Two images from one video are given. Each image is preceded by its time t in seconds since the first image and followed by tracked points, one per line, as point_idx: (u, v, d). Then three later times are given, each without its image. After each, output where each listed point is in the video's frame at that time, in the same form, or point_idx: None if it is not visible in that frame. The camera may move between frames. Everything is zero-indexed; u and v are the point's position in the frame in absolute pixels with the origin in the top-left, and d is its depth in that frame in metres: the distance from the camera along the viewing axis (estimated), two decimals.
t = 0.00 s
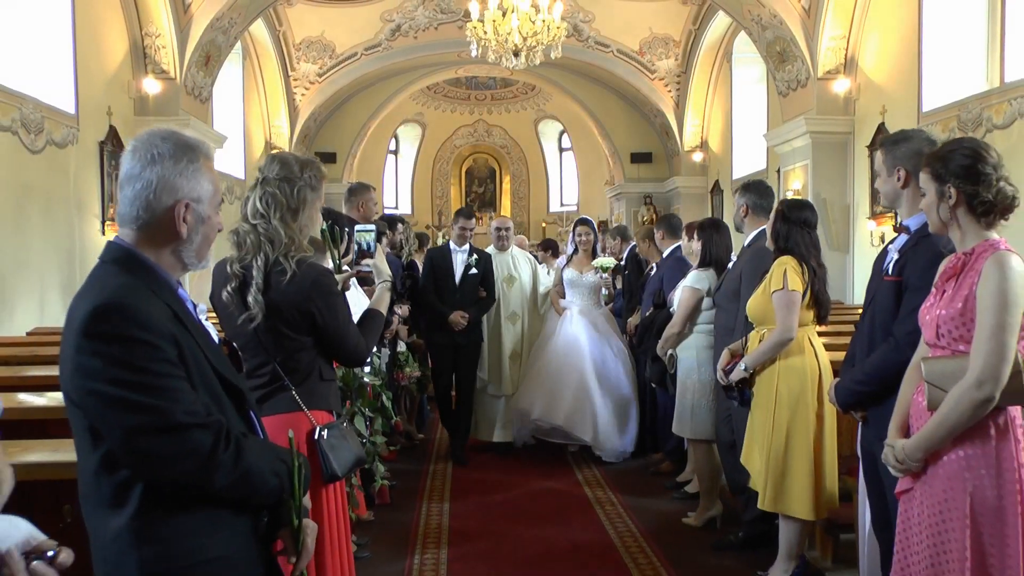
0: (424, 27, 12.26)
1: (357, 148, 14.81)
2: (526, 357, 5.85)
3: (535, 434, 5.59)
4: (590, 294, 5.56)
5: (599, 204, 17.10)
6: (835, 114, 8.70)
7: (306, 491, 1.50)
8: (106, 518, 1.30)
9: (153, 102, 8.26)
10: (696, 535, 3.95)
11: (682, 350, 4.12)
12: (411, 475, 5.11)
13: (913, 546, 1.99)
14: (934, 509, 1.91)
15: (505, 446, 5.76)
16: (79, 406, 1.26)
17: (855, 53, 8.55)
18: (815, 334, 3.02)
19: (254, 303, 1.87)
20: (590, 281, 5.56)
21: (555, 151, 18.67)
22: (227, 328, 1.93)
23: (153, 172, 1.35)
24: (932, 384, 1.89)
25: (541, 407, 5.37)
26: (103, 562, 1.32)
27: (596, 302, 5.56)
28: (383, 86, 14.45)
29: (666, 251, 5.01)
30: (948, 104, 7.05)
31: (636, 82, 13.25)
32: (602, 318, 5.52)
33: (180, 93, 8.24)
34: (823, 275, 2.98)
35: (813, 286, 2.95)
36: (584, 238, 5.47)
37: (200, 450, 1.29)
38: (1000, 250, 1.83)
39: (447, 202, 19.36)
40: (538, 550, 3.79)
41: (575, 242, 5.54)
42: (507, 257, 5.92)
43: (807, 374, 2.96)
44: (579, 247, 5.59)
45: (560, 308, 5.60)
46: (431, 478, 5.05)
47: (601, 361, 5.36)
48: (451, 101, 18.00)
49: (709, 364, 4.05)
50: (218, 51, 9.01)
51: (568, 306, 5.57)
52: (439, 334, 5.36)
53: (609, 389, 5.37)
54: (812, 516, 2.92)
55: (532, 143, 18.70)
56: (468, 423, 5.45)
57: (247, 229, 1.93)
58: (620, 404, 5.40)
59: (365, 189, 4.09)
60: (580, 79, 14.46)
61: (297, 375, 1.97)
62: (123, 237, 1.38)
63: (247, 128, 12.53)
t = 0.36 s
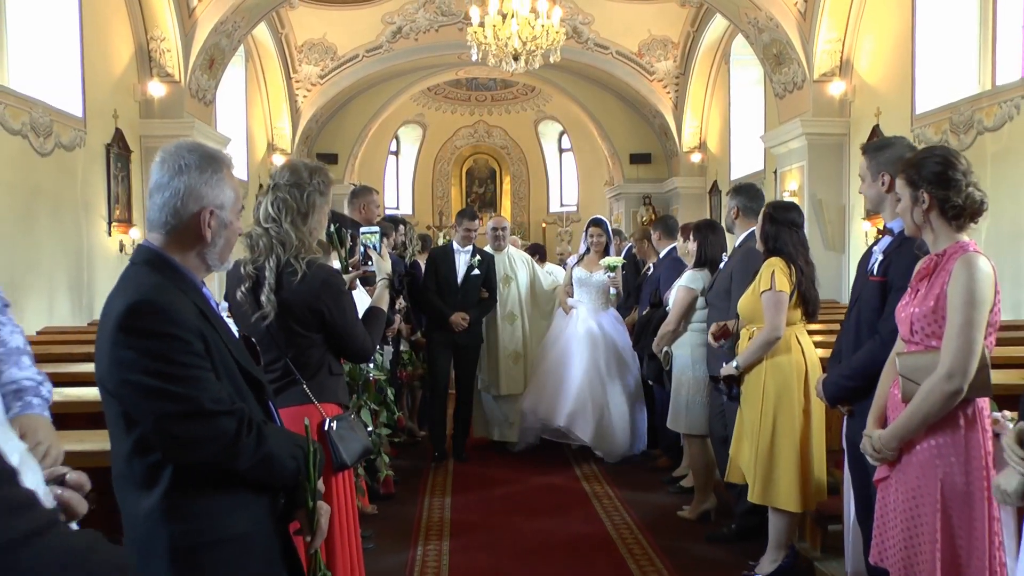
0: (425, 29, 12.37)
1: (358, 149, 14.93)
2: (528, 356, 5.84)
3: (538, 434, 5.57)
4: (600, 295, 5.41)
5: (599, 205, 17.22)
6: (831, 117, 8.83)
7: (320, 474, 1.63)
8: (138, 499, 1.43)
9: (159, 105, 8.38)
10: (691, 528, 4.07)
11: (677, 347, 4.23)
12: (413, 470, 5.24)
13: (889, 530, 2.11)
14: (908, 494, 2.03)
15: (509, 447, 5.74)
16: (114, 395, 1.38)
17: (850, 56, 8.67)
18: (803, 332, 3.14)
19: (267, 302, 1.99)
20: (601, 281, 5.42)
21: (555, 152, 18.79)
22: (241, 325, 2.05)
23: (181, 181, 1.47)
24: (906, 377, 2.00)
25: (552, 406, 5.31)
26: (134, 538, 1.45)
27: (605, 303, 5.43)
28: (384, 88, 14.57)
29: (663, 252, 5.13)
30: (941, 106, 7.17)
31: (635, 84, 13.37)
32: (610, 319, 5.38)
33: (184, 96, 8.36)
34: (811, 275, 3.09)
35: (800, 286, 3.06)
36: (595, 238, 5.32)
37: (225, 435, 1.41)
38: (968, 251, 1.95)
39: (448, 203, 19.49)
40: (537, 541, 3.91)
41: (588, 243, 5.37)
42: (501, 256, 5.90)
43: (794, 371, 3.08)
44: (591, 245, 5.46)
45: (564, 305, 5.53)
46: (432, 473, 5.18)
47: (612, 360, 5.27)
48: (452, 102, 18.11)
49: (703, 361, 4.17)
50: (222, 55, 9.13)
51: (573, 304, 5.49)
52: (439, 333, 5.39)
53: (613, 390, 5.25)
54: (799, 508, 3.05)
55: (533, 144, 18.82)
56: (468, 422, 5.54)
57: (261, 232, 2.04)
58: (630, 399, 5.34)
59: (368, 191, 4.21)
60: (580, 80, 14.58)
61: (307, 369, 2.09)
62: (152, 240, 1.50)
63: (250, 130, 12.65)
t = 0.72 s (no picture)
0: (426, 31, 12.47)
1: (359, 150, 15.04)
2: (526, 359, 5.87)
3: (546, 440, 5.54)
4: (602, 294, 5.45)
5: (598, 205, 17.32)
6: (827, 118, 8.93)
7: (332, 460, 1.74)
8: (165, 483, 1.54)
9: (163, 107, 8.49)
10: (686, 521, 4.17)
11: (673, 345, 4.34)
12: (415, 466, 5.35)
13: (869, 515, 2.21)
14: (887, 482, 2.14)
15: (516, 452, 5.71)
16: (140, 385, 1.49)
17: (847, 58, 8.78)
18: (794, 330, 3.24)
19: (277, 299, 2.10)
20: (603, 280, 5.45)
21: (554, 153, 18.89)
22: (252, 323, 2.14)
23: (201, 186, 1.58)
24: (886, 371, 2.11)
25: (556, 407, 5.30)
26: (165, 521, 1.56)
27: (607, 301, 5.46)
28: (385, 89, 14.66)
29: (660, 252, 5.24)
30: (934, 108, 7.28)
31: (634, 85, 13.47)
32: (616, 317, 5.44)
33: (188, 98, 8.47)
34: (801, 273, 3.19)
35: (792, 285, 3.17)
36: (598, 239, 5.35)
37: (245, 422, 1.52)
38: (944, 251, 2.05)
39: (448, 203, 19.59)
40: (536, 533, 4.02)
41: (590, 244, 5.39)
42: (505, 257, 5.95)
43: (783, 366, 3.19)
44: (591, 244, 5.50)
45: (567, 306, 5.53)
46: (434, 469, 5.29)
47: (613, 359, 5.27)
48: (453, 103, 18.21)
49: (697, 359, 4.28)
50: (225, 57, 9.24)
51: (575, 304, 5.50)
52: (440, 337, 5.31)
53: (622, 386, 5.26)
54: (783, 500, 3.15)
55: (533, 145, 18.91)
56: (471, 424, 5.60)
57: (270, 233, 2.14)
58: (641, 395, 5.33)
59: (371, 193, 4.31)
60: (579, 81, 14.70)
61: (315, 363, 2.21)
62: (173, 242, 1.61)
63: (252, 132, 12.76)
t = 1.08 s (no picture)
0: (426, 32, 12.55)
1: (360, 150, 15.12)
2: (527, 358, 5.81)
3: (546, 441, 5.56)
4: (594, 293, 5.47)
5: (598, 204, 17.41)
6: (823, 118, 9.01)
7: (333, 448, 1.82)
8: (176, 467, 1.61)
9: (166, 108, 8.57)
10: (681, 514, 4.26)
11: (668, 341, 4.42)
12: (414, 462, 5.44)
13: (852, 504, 2.29)
14: (869, 472, 2.22)
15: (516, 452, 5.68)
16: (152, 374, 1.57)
17: (842, 59, 8.87)
18: (784, 327, 3.33)
19: (282, 295, 2.18)
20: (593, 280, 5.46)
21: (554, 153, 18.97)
22: (258, 318, 2.22)
23: (210, 187, 1.66)
24: (868, 364, 2.19)
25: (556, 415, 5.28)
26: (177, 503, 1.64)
27: (602, 300, 5.47)
28: (386, 90, 14.74)
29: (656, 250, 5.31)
30: (930, 109, 7.36)
31: (632, 86, 13.55)
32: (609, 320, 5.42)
33: (190, 99, 8.55)
34: (789, 271, 3.28)
35: (780, 283, 3.25)
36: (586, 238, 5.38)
37: (250, 411, 1.59)
38: (923, 249, 2.13)
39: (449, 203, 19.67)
40: (535, 526, 4.10)
41: (579, 244, 5.45)
42: (513, 255, 5.87)
43: (773, 361, 3.27)
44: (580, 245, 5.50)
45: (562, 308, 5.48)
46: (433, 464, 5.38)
47: (605, 364, 5.27)
48: (453, 104, 18.29)
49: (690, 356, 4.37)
50: (227, 58, 9.33)
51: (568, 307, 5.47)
52: (433, 334, 5.28)
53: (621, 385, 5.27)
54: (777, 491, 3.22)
55: (532, 145, 19.00)
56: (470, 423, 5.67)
57: (274, 232, 2.22)
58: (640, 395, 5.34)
59: (372, 193, 4.39)
60: (578, 82, 14.77)
61: (318, 357, 2.29)
62: (184, 240, 1.69)
63: (254, 133, 12.85)
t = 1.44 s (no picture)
0: (426, 34, 12.65)
1: (360, 152, 15.22)
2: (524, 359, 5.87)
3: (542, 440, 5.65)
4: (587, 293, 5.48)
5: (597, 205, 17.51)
6: (819, 120, 9.11)
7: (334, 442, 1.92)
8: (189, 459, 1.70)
9: (169, 110, 8.66)
10: (674, 510, 4.36)
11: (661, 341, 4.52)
12: (414, 460, 5.54)
13: (832, 497, 2.39)
14: (847, 465, 2.32)
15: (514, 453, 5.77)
16: (163, 372, 1.67)
17: (837, 62, 8.97)
18: (770, 325, 3.43)
19: (285, 296, 2.28)
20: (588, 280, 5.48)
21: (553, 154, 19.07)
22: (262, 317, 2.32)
23: (219, 194, 1.76)
24: (846, 361, 2.29)
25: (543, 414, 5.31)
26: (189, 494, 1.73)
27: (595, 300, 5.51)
28: (385, 91, 14.84)
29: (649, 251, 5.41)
30: (923, 111, 7.46)
31: (630, 87, 13.64)
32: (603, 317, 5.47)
33: (193, 102, 8.65)
34: (774, 272, 3.38)
35: (766, 284, 3.35)
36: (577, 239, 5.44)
37: (256, 405, 1.69)
38: (898, 252, 2.22)
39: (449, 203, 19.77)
40: (533, 521, 4.19)
41: (568, 244, 5.53)
42: (513, 255, 5.94)
43: (760, 359, 3.37)
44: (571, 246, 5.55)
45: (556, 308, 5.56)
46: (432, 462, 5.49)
47: (597, 368, 5.30)
48: (452, 105, 18.38)
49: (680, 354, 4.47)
50: (228, 61, 9.43)
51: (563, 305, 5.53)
52: (427, 335, 5.31)
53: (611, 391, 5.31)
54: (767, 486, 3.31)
55: (532, 146, 19.10)
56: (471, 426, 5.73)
57: (278, 235, 2.32)
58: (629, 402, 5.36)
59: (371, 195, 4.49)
60: (577, 83, 14.86)
61: (320, 354, 2.39)
62: (193, 243, 1.79)
63: (255, 135, 12.95)
